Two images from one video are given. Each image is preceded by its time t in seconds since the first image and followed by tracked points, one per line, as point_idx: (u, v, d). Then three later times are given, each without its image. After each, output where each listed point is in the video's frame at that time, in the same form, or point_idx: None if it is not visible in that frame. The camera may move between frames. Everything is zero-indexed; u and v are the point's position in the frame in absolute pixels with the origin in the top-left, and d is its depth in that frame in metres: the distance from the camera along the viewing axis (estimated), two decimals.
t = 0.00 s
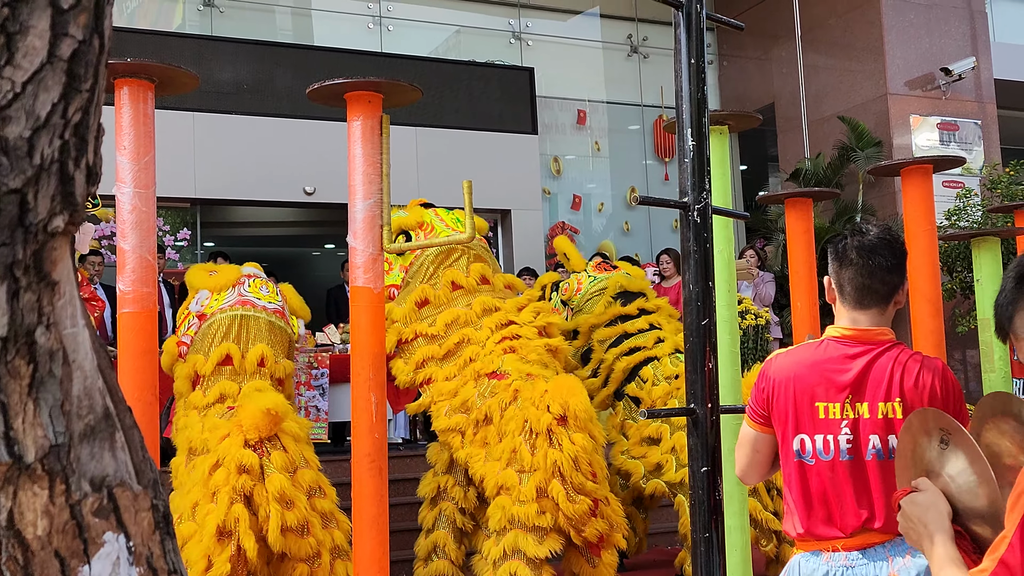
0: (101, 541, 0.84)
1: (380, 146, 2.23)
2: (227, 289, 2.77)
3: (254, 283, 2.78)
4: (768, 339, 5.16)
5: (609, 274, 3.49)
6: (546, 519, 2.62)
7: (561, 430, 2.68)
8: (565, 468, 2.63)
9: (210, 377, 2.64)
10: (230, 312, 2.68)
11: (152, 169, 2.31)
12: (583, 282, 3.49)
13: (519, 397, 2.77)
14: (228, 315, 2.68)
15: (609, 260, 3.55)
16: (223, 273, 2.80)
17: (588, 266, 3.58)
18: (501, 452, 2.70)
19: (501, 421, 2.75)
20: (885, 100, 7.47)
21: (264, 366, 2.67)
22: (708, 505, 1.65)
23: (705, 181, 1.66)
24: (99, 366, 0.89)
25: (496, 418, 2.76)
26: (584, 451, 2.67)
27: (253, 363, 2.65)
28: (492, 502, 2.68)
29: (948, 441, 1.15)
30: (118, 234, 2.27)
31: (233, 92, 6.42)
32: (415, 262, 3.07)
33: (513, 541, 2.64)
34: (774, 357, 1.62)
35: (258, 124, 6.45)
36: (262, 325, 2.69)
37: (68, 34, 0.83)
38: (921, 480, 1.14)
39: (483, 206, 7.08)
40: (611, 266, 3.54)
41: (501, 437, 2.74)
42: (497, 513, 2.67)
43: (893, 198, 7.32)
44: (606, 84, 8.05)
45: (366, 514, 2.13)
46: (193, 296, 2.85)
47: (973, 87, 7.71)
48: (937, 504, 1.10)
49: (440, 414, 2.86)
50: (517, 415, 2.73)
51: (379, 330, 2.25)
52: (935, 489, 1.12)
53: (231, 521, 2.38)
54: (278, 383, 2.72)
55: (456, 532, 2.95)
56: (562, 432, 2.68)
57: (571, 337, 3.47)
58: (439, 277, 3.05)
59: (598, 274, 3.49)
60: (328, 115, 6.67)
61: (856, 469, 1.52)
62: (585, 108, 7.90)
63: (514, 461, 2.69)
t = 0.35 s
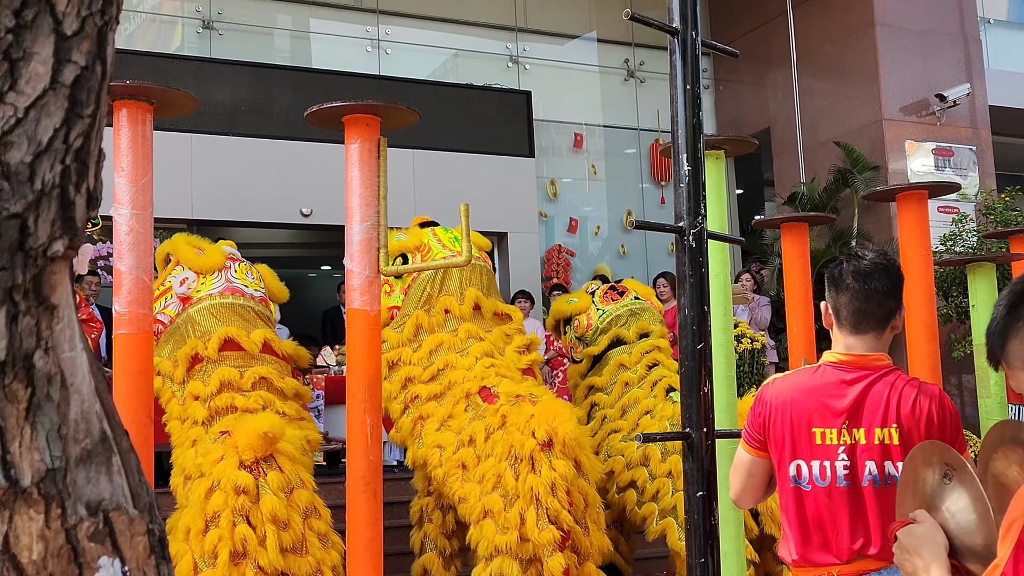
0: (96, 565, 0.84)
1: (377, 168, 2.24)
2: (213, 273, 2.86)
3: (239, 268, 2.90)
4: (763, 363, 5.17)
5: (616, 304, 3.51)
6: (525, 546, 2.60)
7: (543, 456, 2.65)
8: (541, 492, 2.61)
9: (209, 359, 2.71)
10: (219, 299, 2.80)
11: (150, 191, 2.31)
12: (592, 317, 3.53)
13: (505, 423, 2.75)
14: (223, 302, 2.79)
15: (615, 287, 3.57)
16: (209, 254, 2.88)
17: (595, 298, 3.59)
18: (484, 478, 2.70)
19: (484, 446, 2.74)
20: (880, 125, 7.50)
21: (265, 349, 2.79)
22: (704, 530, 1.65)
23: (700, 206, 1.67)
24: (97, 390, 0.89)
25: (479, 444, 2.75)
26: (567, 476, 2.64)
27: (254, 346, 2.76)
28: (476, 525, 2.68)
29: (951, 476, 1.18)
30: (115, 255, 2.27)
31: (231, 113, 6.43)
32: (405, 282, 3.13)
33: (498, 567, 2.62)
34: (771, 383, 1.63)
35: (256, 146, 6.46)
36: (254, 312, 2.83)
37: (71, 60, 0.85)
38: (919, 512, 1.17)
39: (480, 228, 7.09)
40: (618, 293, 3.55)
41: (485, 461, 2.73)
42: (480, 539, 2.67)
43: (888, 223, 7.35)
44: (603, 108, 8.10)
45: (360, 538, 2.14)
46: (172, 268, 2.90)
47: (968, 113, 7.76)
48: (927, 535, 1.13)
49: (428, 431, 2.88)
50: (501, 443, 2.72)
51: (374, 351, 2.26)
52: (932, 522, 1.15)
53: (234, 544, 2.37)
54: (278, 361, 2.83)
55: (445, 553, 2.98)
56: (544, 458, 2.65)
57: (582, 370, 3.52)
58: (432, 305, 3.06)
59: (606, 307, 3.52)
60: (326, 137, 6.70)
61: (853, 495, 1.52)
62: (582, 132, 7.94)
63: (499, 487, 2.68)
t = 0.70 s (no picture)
0: None
1: (373, 194, 2.24)
2: (172, 305, 2.77)
3: (197, 295, 2.79)
4: (759, 390, 5.15)
5: (619, 335, 3.46)
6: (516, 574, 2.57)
7: (541, 483, 2.65)
8: (535, 521, 2.59)
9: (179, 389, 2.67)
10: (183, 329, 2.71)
11: (144, 217, 2.32)
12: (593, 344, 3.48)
13: (502, 450, 2.73)
14: (186, 334, 2.70)
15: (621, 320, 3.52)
16: (161, 288, 2.78)
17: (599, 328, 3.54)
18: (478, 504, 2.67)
19: (478, 473, 2.72)
20: (875, 152, 7.53)
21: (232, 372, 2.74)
22: (700, 559, 1.63)
23: (697, 233, 1.67)
24: (83, 420, 0.89)
25: (473, 470, 2.73)
26: (566, 503, 2.64)
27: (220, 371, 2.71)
28: (467, 553, 2.65)
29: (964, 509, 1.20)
30: (109, 280, 2.27)
31: (228, 138, 6.45)
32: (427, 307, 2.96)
33: None
34: (766, 409, 1.63)
35: (252, 170, 6.48)
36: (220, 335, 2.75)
37: (61, 89, 0.86)
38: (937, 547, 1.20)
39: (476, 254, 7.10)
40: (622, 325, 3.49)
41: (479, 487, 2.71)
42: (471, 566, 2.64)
43: (883, 249, 7.37)
44: (599, 135, 8.14)
45: (353, 566, 2.12)
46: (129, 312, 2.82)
47: (962, 141, 7.80)
48: (947, 567, 1.15)
49: (417, 459, 2.84)
50: (498, 469, 2.70)
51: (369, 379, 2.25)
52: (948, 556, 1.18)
53: (221, 571, 2.35)
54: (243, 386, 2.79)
55: None
56: (541, 484, 2.65)
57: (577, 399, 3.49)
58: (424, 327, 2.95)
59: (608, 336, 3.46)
60: (322, 162, 6.72)
61: (846, 523, 1.51)
62: (578, 158, 7.96)
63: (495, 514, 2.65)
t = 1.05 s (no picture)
0: None
1: (367, 221, 2.25)
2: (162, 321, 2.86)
3: (188, 313, 2.83)
4: (753, 416, 5.14)
5: (592, 359, 3.48)
6: None
7: (533, 505, 2.62)
8: (531, 545, 2.56)
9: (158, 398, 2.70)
10: (164, 343, 2.76)
11: (138, 242, 2.31)
12: (569, 371, 3.44)
13: (496, 476, 2.72)
14: (165, 347, 2.74)
15: (588, 345, 3.56)
16: (160, 304, 2.89)
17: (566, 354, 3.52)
18: (478, 533, 2.65)
19: (480, 503, 2.69)
20: (868, 179, 7.57)
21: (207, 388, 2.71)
22: None
23: (690, 260, 1.68)
24: (71, 447, 0.88)
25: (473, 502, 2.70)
26: (559, 526, 2.61)
27: (192, 388, 2.69)
28: None
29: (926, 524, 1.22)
30: (102, 306, 2.27)
31: (223, 163, 6.47)
32: (449, 344, 2.92)
33: None
34: (758, 435, 1.62)
35: (246, 196, 6.48)
36: (196, 350, 2.74)
37: (51, 115, 0.86)
38: (895, 560, 1.21)
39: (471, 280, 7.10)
40: (590, 351, 3.54)
41: (475, 516, 2.69)
42: None
43: (878, 275, 7.39)
44: (594, 161, 8.17)
45: None
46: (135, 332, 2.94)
47: (955, 168, 7.86)
48: None
49: (434, 501, 2.78)
50: (493, 496, 2.68)
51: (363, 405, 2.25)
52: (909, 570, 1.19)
53: None
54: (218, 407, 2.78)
55: None
56: (534, 508, 2.63)
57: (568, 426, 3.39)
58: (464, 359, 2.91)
59: (579, 360, 3.47)
60: (318, 188, 6.74)
61: (839, 550, 1.51)
62: (572, 184, 7.99)
63: (491, 542, 2.62)
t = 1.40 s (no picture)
0: None
1: (362, 248, 2.26)
2: (195, 343, 2.84)
3: (221, 340, 2.89)
4: (749, 446, 5.12)
5: (582, 379, 3.46)
6: None
7: (529, 533, 2.60)
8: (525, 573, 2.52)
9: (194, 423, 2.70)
10: (204, 365, 2.78)
11: (134, 269, 2.32)
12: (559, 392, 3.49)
13: (490, 504, 2.70)
14: (203, 367, 2.77)
15: (588, 365, 3.55)
16: (189, 326, 2.87)
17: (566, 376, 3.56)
18: (472, 562, 2.60)
19: (473, 531, 2.65)
20: (862, 209, 7.59)
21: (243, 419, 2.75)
22: None
23: (685, 288, 1.68)
24: (66, 474, 0.88)
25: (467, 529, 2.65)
26: (554, 553, 2.58)
27: (231, 417, 2.73)
28: None
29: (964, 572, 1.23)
30: (96, 332, 2.25)
31: (218, 191, 6.46)
32: (432, 389, 2.94)
33: None
34: (757, 464, 1.62)
35: (241, 222, 6.48)
36: (237, 378, 2.81)
37: (52, 140, 0.86)
38: None
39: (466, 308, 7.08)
40: (588, 370, 3.52)
41: (467, 545, 2.64)
42: None
43: (872, 304, 7.40)
44: (589, 190, 8.19)
45: None
46: (152, 346, 2.89)
47: (948, 198, 7.90)
48: None
49: (408, 520, 2.73)
50: (487, 522, 2.65)
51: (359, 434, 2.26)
52: None
53: None
54: (248, 437, 2.80)
55: None
56: (530, 535, 2.61)
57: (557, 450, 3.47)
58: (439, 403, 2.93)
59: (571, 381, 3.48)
60: (313, 215, 6.74)
61: None
62: (567, 212, 8.00)
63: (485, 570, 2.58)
